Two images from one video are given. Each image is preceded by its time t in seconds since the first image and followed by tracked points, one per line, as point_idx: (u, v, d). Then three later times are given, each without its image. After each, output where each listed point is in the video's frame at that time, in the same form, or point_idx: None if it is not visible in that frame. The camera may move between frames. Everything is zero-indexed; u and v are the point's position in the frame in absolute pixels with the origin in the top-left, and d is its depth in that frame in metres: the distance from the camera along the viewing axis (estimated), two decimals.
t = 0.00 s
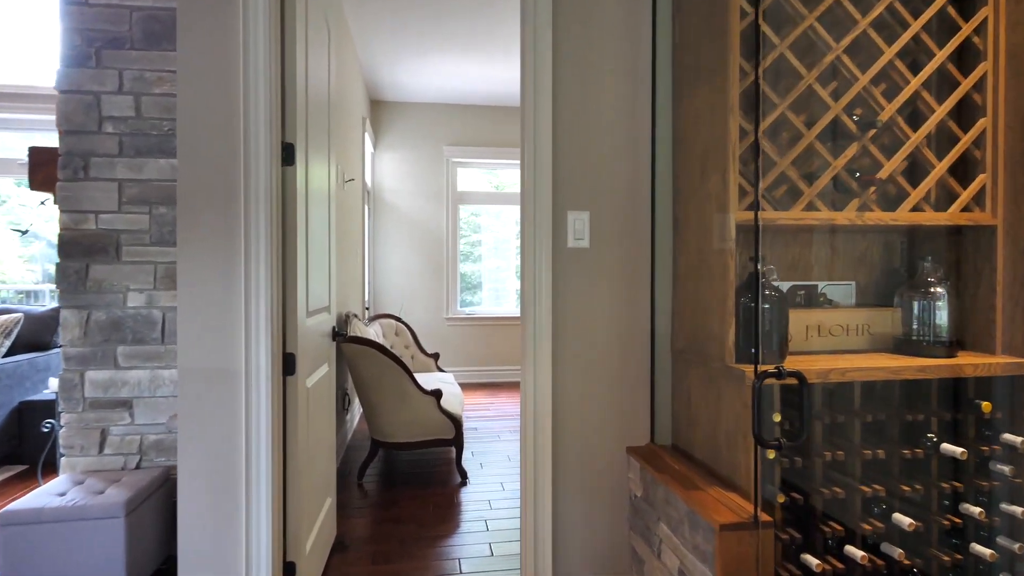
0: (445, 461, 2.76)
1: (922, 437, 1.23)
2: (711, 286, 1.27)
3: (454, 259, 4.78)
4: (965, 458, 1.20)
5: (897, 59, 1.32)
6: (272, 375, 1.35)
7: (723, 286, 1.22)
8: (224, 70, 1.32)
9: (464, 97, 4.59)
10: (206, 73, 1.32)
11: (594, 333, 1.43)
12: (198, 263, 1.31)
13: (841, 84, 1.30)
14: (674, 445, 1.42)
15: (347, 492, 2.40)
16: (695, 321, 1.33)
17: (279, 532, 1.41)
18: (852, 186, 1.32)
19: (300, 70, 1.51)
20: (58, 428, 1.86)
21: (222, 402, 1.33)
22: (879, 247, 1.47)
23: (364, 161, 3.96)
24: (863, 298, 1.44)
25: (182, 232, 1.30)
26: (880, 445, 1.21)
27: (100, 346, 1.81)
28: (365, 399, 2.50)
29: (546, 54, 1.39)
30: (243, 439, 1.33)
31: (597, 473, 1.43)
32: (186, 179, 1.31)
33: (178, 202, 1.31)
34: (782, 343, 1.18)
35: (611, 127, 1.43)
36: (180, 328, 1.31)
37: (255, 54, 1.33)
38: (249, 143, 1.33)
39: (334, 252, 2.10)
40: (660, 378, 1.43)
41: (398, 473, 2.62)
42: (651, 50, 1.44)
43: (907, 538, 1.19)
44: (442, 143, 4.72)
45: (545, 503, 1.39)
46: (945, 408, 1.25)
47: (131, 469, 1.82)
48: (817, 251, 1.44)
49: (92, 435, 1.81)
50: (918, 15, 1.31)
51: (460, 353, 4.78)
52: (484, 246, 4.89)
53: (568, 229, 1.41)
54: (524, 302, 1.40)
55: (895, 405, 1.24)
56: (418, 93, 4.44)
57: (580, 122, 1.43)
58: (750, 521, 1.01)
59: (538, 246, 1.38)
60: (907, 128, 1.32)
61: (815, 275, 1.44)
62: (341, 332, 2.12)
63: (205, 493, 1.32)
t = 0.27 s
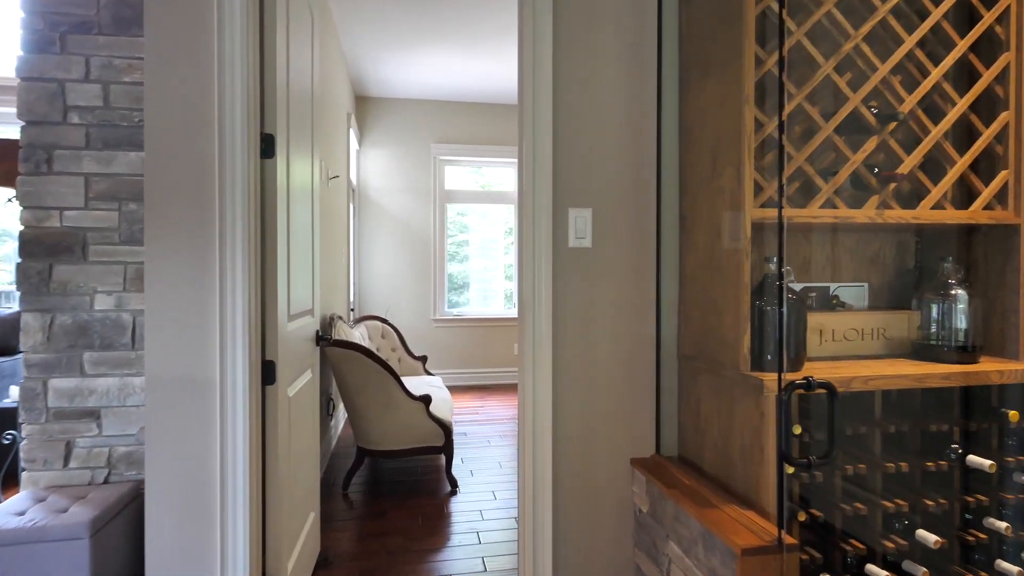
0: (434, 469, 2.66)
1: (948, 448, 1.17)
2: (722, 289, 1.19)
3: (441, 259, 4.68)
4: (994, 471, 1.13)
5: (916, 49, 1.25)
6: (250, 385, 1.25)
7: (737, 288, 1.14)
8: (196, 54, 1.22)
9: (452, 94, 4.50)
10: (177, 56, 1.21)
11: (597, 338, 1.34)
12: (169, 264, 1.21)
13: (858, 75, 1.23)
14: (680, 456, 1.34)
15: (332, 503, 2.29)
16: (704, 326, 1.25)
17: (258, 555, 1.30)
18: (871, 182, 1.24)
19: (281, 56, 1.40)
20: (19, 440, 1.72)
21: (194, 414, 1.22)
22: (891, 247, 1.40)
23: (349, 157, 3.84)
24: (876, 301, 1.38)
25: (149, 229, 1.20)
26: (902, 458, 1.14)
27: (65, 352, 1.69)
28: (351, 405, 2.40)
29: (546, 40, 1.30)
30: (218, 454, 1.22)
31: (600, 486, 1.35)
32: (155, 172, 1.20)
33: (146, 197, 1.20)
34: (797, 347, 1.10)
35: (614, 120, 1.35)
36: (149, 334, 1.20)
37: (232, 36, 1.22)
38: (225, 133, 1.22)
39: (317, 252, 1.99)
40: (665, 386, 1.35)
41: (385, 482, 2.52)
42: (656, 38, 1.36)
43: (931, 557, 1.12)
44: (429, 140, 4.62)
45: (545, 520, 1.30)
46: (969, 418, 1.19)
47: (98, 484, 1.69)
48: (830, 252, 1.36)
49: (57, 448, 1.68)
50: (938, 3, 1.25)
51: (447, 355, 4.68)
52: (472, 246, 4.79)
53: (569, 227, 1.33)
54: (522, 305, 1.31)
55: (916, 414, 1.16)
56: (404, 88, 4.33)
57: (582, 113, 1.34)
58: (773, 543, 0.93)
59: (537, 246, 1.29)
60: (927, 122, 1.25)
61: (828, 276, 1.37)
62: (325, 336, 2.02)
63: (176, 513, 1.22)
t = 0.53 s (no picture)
0: (423, 475, 2.58)
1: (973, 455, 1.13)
2: (734, 289, 1.12)
3: (428, 258, 4.58)
4: None
5: (938, 35, 1.19)
6: (229, 393, 1.15)
7: (753, 288, 1.07)
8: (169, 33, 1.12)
9: (439, 89, 4.40)
10: (148, 35, 1.11)
11: (602, 341, 1.26)
12: (139, 262, 1.10)
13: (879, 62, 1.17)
14: (688, 465, 1.28)
15: (317, 512, 2.19)
16: (715, 328, 1.18)
17: None
18: (891, 176, 1.17)
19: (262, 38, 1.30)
20: None
21: (166, 427, 1.12)
22: (905, 245, 1.35)
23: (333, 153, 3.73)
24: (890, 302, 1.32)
25: (117, 226, 1.09)
26: (925, 467, 1.09)
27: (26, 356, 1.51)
28: (337, 410, 2.29)
29: (548, 23, 1.22)
30: (193, 471, 1.13)
31: (604, 498, 1.27)
32: (122, 162, 1.10)
33: (113, 189, 1.10)
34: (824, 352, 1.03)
35: (619, 109, 1.27)
36: (116, 339, 1.10)
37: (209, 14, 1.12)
38: (201, 119, 1.12)
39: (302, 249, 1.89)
40: (673, 391, 1.28)
41: (373, 489, 2.42)
42: (663, 23, 1.29)
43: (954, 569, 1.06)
44: (416, 136, 4.52)
45: (547, 535, 1.22)
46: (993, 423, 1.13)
47: (64, 499, 1.51)
48: (845, 250, 1.30)
49: (20, 460, 1.51)
50: None
51: (434, 356, 4.58)
52: (458, 246, 4.69)
53: (572, 223, 1.25)
54: (523, 306, 1.23)
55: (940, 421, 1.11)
56: (391, 83, 4.22)
57: (586, 101, 1.26)
58: (801, 563, 0.87)
59: (539, 242, 1.21)
60: (950, 112, 1.19)
61: (842, 276, 1.30)
62: (310, 338, 1.92)
63: (147, 533, 1.12)
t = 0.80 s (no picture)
0: (412, 482, 2.48)
1: (1002, 463, 1.06)
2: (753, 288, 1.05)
3: (415, 257, 4.48)
4: None
5: (965, 19, 1.13)
6: (205, 402, 1.06)
7: (775, 286, 1.00)
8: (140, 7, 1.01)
9: (426, 84, 4.30)
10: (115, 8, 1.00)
11: (610, 343, 1.18)
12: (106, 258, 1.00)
13: (905, 47, 1.10)
14: (700, 475, 1.20)
15: (301, 523, 2.09)
16: (732, 329, 1.11)
17: None
18: (916, 168, 1.11)
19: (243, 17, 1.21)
20: None
21: (136, 440, 1.02)
22: (921, 242, 1.29)
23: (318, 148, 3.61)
24: (907, 301, 1.26)
25: (79, 218, 0.99)
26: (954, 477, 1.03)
27: None
28: (322, 415, 2.19)
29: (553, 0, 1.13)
30: (166, 488, 1.03)
31: (613, 512, 1.18)
32: (86, 148, 1.00)
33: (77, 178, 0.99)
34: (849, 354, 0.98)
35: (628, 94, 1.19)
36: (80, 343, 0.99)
37: None
38: (176, 102, 1.03)
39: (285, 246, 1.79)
40: (683, 396, 1.21)
41: (360, 497, 2.32)
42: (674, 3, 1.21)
43: None
44: (403, 132, 4.41)
45: (552, 552, 1.13)
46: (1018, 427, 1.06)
47: (26, 516, 1.30)
48: (863, 247, 1.23)
49: None
50: None
51: (422, 357, 4.48)
52: (444, 245, 4.60)
53: (578, 216, 1.16)
54: (526, 306, 1.14)
55: (967, 425, 1.06)
56: (377, 77, 4.12)
57: (593, 85, 1.17)
58: None
59: (544, 237, 1.12)
60: (976, 101, 1.13)
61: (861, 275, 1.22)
62: (295, 340, 1.82)
63: (115, 557, 1.02)
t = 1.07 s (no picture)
0: (401, 492, 2.39)
1: None
2: (776, 292, 0.98)
3: (402, 257, 4.38)
4: None
5: (994, 8, 1.07)
6: (179, 418, 0.96)
7: (800, 290, 0.93)
8: None
9: (414, 81, 4.21)
10: None
11: (619, 351, 1.10)
12: (69, 259, 0.90)
13: (933, 38, 1.04)
14: (712, 490, 1.13)
15: (285, 537, 1.99)
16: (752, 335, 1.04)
17: None
18: (943, 163, 1.05)
19: None
20: None
21: (100, 461, 0.92)
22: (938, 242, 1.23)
23: (301, 145, 3.50)
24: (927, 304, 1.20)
25: (36, 215, 0.89)
26: (983, 494, 0.99)
27: None
28: (307, 422, 2.09)
29: None
30: (135, 513, 0.93)
31: (621, 531, 1.11)
32: (45, 137, 0.89)
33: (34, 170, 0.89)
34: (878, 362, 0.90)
35: (638, 83, 1.10)
36: (38, 352, 0.89)
37: None
38: (147, 88, 0.93)
39: (268, 246, 1.69)
40: (696, 406, 1.13)
41: (347, 509, 2.22)
42: None
43: None
44: (389, 130, 4.31)
45: None
46: None
47: None
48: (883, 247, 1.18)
49: None
50: None
51: (408, 359, 4.38)
52: (431, 245, 4.50)
53: (585, 213, 1.08)
54: (529, 311, 1.06)
55: (1000, 439, 1.01)
56: (363, 72, 4.01)
57: (600, 73, 1.09)
58: None
59: (550, 236, 1.04)
60: (1003, 93, 1.08)
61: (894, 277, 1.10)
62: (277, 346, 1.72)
63: None
